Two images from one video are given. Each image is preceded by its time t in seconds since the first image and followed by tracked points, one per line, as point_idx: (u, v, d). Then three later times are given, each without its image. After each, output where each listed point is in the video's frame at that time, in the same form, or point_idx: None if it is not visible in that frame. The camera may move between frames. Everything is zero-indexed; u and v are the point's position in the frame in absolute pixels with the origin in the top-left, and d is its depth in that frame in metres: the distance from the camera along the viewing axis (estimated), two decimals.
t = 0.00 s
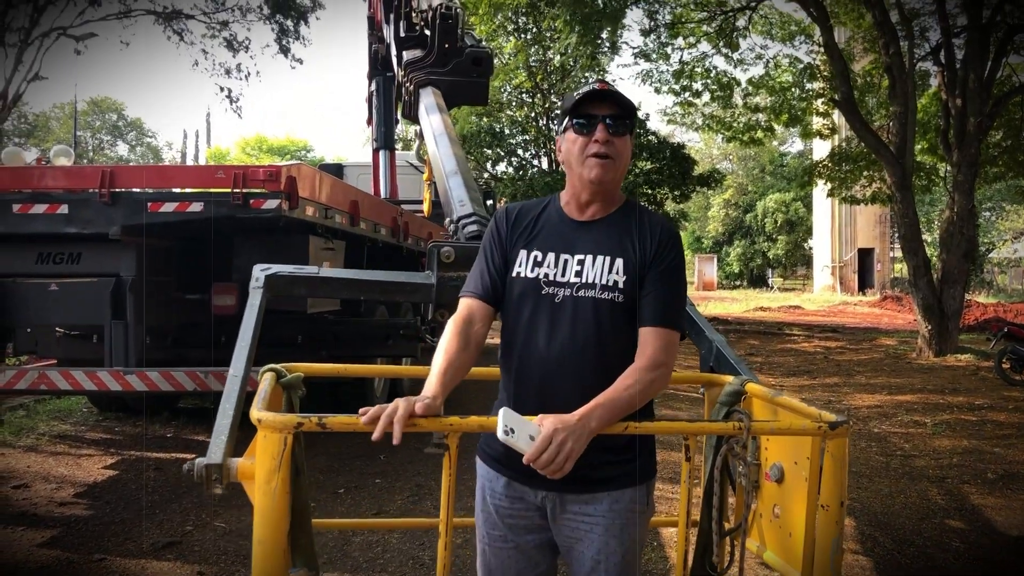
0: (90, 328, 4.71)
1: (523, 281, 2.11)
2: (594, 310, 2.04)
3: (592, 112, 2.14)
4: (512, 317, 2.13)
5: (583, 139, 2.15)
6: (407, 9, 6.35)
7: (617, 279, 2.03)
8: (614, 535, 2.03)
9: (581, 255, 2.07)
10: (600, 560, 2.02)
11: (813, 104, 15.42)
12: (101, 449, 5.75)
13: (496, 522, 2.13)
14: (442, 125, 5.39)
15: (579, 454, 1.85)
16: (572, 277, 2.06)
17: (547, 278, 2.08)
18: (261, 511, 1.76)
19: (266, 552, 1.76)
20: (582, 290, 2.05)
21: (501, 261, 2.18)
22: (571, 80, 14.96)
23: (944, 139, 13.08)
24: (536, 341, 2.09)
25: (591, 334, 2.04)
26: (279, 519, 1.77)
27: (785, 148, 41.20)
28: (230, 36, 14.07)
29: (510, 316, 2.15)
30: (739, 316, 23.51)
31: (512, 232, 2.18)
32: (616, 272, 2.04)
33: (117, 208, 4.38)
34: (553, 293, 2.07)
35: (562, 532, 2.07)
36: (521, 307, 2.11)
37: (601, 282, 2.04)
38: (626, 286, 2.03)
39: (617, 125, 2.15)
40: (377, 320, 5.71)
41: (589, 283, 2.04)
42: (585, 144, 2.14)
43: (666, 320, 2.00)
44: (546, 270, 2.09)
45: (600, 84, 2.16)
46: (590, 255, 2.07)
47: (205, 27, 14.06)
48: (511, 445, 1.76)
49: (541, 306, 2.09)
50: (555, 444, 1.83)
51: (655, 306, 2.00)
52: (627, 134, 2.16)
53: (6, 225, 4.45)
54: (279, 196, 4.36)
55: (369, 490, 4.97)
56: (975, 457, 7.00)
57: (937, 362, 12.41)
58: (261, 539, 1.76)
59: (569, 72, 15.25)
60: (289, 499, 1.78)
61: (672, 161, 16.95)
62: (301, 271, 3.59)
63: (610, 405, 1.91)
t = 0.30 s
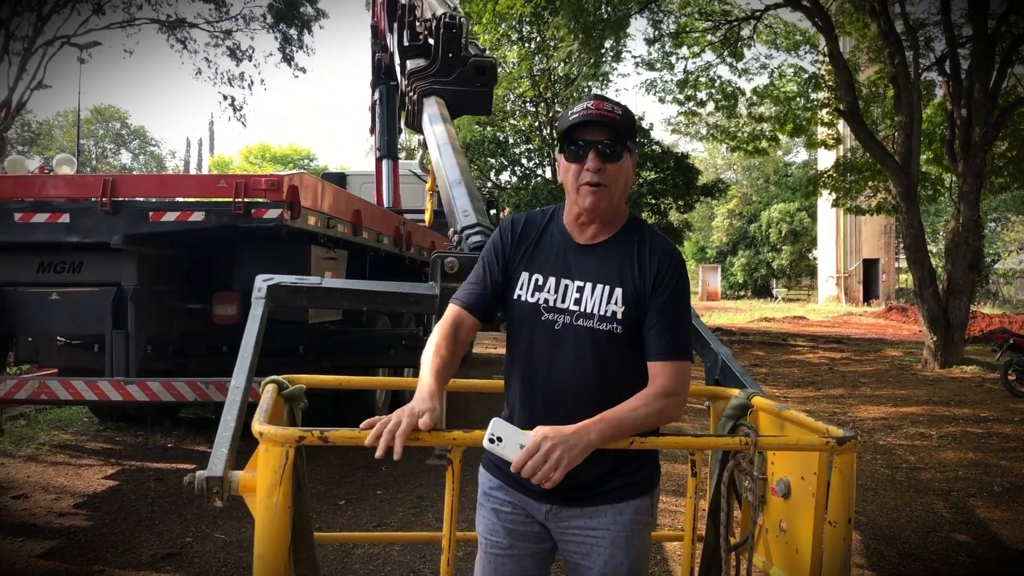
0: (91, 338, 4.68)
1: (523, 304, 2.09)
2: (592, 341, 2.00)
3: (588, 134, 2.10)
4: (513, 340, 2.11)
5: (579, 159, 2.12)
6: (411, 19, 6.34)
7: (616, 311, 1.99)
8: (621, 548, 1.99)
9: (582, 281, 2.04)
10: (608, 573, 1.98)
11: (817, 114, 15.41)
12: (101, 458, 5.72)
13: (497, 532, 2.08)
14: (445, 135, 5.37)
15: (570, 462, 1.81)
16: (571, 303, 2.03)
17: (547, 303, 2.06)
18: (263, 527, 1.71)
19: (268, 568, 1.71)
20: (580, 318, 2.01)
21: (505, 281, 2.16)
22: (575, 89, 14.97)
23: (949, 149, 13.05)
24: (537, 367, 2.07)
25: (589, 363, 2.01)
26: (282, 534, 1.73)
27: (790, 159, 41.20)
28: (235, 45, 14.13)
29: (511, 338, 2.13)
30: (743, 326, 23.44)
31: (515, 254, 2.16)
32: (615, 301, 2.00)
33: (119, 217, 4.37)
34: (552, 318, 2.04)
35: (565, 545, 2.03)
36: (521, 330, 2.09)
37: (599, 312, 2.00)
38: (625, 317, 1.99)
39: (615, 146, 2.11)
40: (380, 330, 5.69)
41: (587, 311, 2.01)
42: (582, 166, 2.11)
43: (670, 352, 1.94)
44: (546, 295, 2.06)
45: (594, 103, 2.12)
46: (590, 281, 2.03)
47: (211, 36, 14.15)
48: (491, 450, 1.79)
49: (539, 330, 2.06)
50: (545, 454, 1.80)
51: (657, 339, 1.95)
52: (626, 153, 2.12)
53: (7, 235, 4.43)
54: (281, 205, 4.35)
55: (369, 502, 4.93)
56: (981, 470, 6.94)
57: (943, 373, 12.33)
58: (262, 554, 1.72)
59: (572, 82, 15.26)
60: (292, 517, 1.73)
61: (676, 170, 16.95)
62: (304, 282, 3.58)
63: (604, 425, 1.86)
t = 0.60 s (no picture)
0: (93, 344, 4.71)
1: (514, 319, 2.15)
2: (582, 359, 2.08)
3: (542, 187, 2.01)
4: (505, 351, 2.18)
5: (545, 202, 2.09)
6: (409, 26, 6.39)
7: (604, 332, 2.05)
8: (619, 538, 2.03)
9: (571, 300, 2.09)
10: (608, 564, 2.03)
11: (812, 119, 15.52)
12: (102, 464, 5.75)
13: (495, 529, 2.11)
14: (445, 141, 5.41)
15: (577, 459, 1.83)
16: (561, 322, 2.08)
17: (539, 318, 2.11)
18: (272, 525, 1.74)
19: (276, 567, 1.74)
20: (570, 337, 2.07)
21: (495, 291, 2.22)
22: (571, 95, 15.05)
23: (943, 153, 13.14)
24: (529, 378, 2.14)
25: (579, 378, 2.08)
26: (290, 533, 1.75)
27: (785, 163, 41.37)
28: (232, 52, 14.21)
29: (503, 346, 2.19)
30: (739, 331, 23.52)
31: (505, 267, 2.21)
32: (603, 323, 2.05)
33: (121, 223, 4.39)
34: (543, 334, 2.10)
35: (563, 537, 2.08)
36: (513, 342, 2.15)
37: (588, 333, 2.06)
38: (612, 339, 2.05)
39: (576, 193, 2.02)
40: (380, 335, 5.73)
41: (576, 332, 2.07)
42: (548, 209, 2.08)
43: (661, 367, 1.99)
44: (538, 310, 2.12)
45: (548, 151, 2.04)
46: (580, 301, 2.08)
47: (208, 44, 14.23)
48: (512, 466, 1.81)
49: (532, 345, 2.12)
50: (548, 453, 1.83)
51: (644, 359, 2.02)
52: (592, 191, 2.03)
53: (9, 241, 4.46)
54: (282, 211, 4.39)
55: (370, 505, 4.96)
56: (977, 472, 6.99)
57: (938, 376, 12.39)
58: (271, 553, 1.74)
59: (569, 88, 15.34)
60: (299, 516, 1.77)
61: (672, 175, 17.03)
62: (307, 287, 3.62)
63: (607, 420, 1.90)
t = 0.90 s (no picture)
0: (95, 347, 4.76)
1: (509, 324, 2.18)
2: (578, 360, 2.14)
3: (565, 161, 2.20)
4: (497, 356, 2.21)
5: (556, 184, 2.20)
6: (404, 29, 6.45)
7: (600, 334, 2.12)
8: (611, 526, 2.11)
9: (567, 304, 2.15)
10: (603, 551, 2.09)
11: (803, 115, 15.64)
12: (104, 466, 5.80)
13: (492, 522, 2.17)
14: (443, 143, 5.47)
15: (582, 450, 1.91)
16: (557, 326, 2.14)
17: (534, 324, 2.15)
18: (289, 521, 1.79)
19: (292, 563, 1.79)
20: (566, 340, 2.13)
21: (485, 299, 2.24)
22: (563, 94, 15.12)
23: (933, 148, 13.24)
24: (524, 380, 2.19)
25: (573, 379, 2.15)
26: (306, 529, 1.81)
27: (776, 160, 41.51)
28: (223, 54, 14.21)
29: (495, 351, 2.23)
30: (732, 327, 23.64)
31: (495, 275, 2.23)
32: (597, 325, 2.13)
33: (123, 227, 4.45)
34: (539, 339, 2.15)
35: (558, 528, 2.15)
36: (507, 349, 2.19)
37: (584, 335, 2.13)
38: (607, 339, 2.13)
39: (594, 171, 2.20)
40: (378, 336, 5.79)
41: (572, 335, 2.13)
42: (561, 187, 2.19)
43: (655, 365, 2.10)
44: (533, 316, 2.16)
45: (573, 128, 2.21)
46: (575, 305, 2.15)
47: (199, 45, 14.24)
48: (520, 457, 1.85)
49: (528, 350, 2.16)
50: (555, 446, 1.89)
51: (640, 357, 2.12)
52: (603, 176, 2.21)
53: (11, 247, 4.49)
54: (281, 214, 4.44)
55: (371, 503, 5.03)
56: (969, 464, 7.09)
57: (929, 370, 12.52)
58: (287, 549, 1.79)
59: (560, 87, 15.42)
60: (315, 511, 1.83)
61: (664, 173, 17.13)
62: (312, 288, 3.74)
63: (607, 413, 1.97)
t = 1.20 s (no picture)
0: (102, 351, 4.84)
1: (512, 325, 2.27)
2: (578, 358, 2.24)
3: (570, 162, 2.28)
4: (499, 355, 2.30)
5: (559, 183, 2.30)
6: (403, 35, 6.54)
7: (599, 333, 2.22)
8: (608, 517, 2.19)
9: (567, 304, 2.24)
10: (602, 541, 2.18)
11: (794, 114, 15.81)
12: (109, 469, 5.87)
13: (496, 517, 2.25)
14: (444, 149, 5.56)
15: (595, 444, 2.00)
16: (558, 325, 2.23)
17: (536, 324, 2.24)
18: (315, 514, 1.88)
19: (318, 554, 1.88)
20: (567, 339, 2.23)
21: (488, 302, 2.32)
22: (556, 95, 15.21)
23: (923, 146, 13.39)
24: (526, 378, 2.28)
25: (574, 375, 2.25)
26: (330, 521, 1.90)
27: (768, 159, 41.70)
28: (216, 58, 14.26)
29: (496, 350, 2.31)
30: (726, 325, 23.80)
31: (496, 279, 2.30)
32: (597, 323, 2.22)
33: (129, 234, 4.52)
34: (542, 339, 2.24)
35: (558, 519, 2.24)
36: (509, 348, 2.28)
37: (584, 334, 2.23)
38: (607, 337, 2.23)
39: (595, 171, 2.31)
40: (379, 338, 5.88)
41: (573, 333, 2.22)
42: (564, 185, 2.29)
43: (653, 361, 2.20)
44: (535, 317, 2.25)
45: (576, 132, 2.31)
46: (575, 305, 2.24)
47: (192, 49, 14.26)
48: (534, 451, 1.95)
49: (530, 349, 2.25)
50: (566, 442, 1.98)
51: (637, 352, 2.23)
52: (603, 177, 2.32)
53: (19, 254, 4.57)
54: (285, 219, 4.52)
55: (375, 502, 5.12)
56: (960, 458, 7.21)
57: (921, 366, 12.67)
58: (312, 540, 1.88)
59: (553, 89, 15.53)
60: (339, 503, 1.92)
61: (656, 173, 17.25)
62: (323, 293, 3.87)
63: (615, 410, 2.07)
